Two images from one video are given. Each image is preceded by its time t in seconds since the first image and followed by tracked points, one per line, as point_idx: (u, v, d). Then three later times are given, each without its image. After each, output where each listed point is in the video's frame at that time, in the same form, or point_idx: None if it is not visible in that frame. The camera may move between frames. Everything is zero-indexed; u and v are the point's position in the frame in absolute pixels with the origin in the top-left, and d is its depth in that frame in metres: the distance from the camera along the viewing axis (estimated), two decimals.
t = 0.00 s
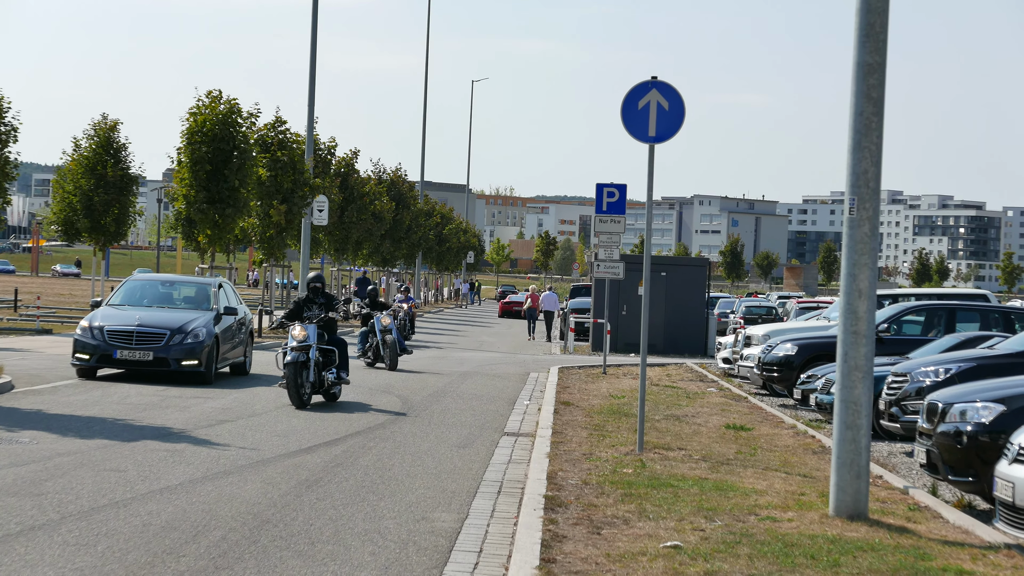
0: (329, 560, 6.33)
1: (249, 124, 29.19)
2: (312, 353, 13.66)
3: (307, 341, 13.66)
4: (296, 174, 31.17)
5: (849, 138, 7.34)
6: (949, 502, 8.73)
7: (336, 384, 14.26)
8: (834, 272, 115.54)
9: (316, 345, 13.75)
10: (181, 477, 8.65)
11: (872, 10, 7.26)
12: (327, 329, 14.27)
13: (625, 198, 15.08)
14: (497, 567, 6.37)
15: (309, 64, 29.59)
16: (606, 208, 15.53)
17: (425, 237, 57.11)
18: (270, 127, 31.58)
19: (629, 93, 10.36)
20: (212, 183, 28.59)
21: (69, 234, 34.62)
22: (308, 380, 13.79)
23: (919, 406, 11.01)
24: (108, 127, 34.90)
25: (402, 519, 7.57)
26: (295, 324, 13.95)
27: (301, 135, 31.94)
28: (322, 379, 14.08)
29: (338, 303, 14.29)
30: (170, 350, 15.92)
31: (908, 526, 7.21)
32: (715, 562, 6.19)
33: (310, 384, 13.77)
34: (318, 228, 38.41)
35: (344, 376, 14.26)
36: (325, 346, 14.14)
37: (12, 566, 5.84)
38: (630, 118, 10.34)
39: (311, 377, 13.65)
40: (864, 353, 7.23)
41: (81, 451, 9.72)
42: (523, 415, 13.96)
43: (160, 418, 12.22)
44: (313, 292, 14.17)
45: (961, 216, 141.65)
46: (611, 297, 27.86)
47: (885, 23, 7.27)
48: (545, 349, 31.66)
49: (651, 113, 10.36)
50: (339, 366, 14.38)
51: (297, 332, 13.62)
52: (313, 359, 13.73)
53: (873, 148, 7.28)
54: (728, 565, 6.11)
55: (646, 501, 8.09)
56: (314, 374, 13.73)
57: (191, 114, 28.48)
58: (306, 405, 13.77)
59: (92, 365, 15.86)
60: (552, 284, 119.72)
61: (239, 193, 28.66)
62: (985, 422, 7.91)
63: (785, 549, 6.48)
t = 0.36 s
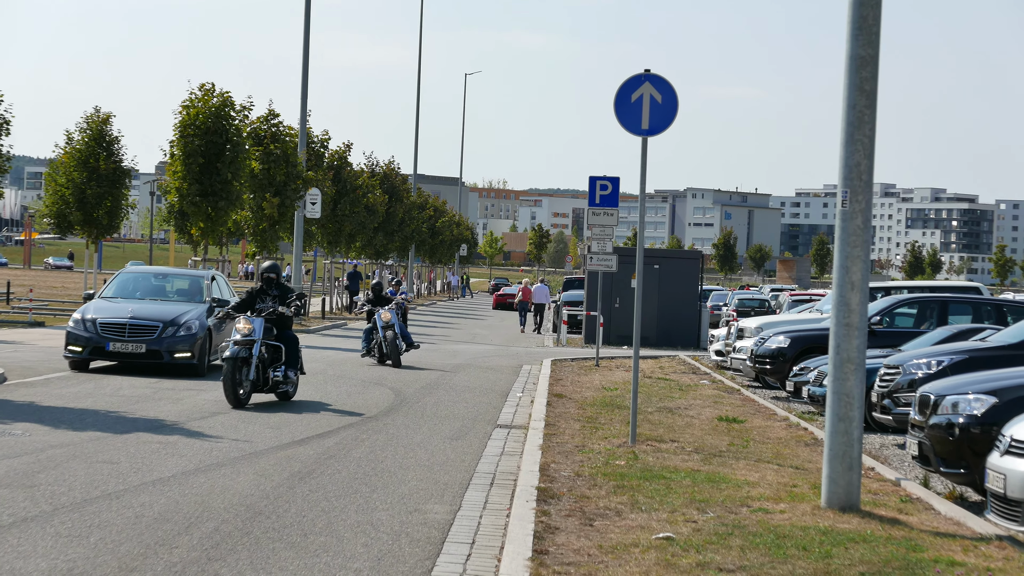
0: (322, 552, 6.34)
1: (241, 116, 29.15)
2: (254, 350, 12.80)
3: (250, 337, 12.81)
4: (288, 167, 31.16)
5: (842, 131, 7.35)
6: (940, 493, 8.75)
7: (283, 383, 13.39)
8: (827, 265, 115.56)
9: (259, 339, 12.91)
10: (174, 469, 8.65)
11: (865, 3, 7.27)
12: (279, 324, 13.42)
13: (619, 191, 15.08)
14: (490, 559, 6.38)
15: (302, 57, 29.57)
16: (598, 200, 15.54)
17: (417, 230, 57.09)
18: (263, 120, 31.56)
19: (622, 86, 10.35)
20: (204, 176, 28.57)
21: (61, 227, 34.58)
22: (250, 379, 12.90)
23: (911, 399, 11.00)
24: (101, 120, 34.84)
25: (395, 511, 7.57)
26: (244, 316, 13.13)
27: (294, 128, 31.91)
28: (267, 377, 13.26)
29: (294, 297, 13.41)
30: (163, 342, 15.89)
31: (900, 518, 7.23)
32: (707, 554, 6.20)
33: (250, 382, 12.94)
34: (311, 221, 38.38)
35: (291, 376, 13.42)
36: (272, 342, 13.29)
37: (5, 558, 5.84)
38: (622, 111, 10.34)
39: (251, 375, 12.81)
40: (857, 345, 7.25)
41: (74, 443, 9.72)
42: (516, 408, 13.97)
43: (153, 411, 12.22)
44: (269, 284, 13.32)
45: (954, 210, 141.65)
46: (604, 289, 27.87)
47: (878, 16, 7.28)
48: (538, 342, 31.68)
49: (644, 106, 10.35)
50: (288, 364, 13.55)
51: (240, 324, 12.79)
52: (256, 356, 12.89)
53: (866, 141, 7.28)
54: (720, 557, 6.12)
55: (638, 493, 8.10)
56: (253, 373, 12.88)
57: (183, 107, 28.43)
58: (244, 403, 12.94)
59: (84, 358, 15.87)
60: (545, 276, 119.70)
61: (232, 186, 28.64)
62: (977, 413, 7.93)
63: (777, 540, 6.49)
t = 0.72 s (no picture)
0: (327, 549, 6.35)
1: (246, 112, 29.14)
2: (200, 350, 11.74)
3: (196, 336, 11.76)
4: (293, 163, 31.16)
5: (846, 128, 7.34)
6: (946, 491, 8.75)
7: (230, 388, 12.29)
8: (832, 261, 115.39)
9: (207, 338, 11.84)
10: (179, 466, 8.66)
11: None
12: (228, 323, 12.36)
13: (623, 188, 15.06)
14: (495, 556, 6.38)
15: (307, 53, 29.55)
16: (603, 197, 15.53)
17: (421, 227, 57.08)
18: (268, 116, 31.54)
19: (626, 82, 10.33)
20: (209, 172, 28.56)
21: (66, 224, 34.60)
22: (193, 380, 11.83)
23: (916, 395, 11.00)
24: (105, 116, 34.82)
25: (400, 508, 7.57)
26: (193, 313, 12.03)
27: (299, 124, 31.90)
28: (212, 381, 12.13)
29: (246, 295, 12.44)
30: (168, 338, 15.90)
31: (906, 515, 7.22)
32: (713, 552, 6.19)
33: (193, 386, 11.87)
34: (315, 217, 38.36)
35: (240, 381, 12.31)
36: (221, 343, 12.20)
37: (11, 554, 5.85)
38: (627, 107, 10.33)
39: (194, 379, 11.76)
40: (862, 342, 7.24)
41: (79, 440, 9.73)
42: (522, 404, 13.97)
43: (159, 407, 12.23)
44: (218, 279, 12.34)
45: (959, 206, 141.43)
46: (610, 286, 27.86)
47: (881, 12, 7.27)
48: (544, 338, 31.68)
49: (648, 102, 10.35)
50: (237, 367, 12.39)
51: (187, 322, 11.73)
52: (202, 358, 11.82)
53: (870, 137, 7.27)
54: (725, 555, 6.11)
55: (644, 491, 8.09)
56: (197, 376, 11.82)
57: (188, 103, 28.42)
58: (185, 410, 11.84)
59: (90, 354, 15.88)
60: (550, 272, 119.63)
61: (236, 181, 28.64)
62: (983, 411, 7.92)
63: (783, 538, 6.49)
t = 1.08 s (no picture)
0: (330, 556, 6.34)
1: (250, 120, 29.16)
2: (134, 363, 10.67)
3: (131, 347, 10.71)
4: (297, 170, 31.19)
5: (849, 134, 7.34)
6: (949, 497, 8.74)
7: (167, 404, 11.20)
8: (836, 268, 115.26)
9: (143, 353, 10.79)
10: (181, 473, 8.66)
11: (872, 5, 7.26)
12: (167, 334, 11.31)
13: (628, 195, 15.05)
14: (497, 562, 6.37)
15: (311, 60, 29.58)
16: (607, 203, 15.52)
17: (425, 234, 57.09)
18: (272, 123, 31.56)
19: (629, 89, 10.35)
20: (213, 179, 28.58)
21: (70, 231, 34.64)
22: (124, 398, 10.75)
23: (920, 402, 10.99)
24: (110, 124, 34.85)
25: (403, 515, 7.57)
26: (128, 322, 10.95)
27: (303, 132, 31.92)
28: (148, 397, 11.05)
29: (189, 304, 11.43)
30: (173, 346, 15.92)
31: (909, 521, 7.21)
32: (715, 558, 6.19)
33: (125, 402, 10.80)
34: (319, 224, 38.38)
35: (178, 397, 11.24)
36: (158, 355, 11.12)
37: (13, 562, 5.85)
38: (630, 114, 10.33)
39: (126, 395, 10.70)
40: (864, 349, 7.24)
41: (82, 447, 9.73)
42: (525, 411, 13.97)
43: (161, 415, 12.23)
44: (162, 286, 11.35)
45: (963, 212, 141.30)
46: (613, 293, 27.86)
47: (885, 19, 7.27)
48: (548, 345, 31.66)
49: (651, 109, 10.35)
50: (176, 383, 11.30)
51: (121, 333, 10.68)
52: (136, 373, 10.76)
53: (873, 143, 7.27)
54: (728, 561, 6.10)
55: (646, 497, 8.09)
56: (129, 393, 10.74)
57: (192, 111, 28.45)
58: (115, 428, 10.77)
59: (93, 362, 15.87)
60: (554, 279, 119.67)
61: (240, 189, 28.66)
62: (985, 417, 7.91)
63: (785, 544, 6.48)
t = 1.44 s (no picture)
0: (326, 559, 6.34)
1: (245, 122, 29.15)
2: (51, 372, 9.65)
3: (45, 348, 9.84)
4: (292, 173, 31.19)
5: (843, 134, 7.34)
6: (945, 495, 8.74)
7: (88, 420, 10.09)
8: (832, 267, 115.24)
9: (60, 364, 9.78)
10: (178, 477, 8.65)
11: (865, 5, 7.26)
12: (88, 342, 10.28)
13: (623, 196, 15.05)
14: (494, 564, 6.38)
15: (305, 62, 29.58)
16: (602, 204, 15.52)
17: (422, 235, 57.14)
18: (266, 126, 31.58)
19: (624, 90, 10.35)
20: (208, 182, 28.57)
21: (66, 234, 34.65)
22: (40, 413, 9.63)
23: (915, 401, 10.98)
24: (104, 127, 34.82)
25: (399, 518, 7.56)
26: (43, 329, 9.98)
27: (297, 134, 31.92)
28: (65, 412, 9.92)
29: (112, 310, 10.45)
30: (168, 350, 15.90)
31: (905, 521, 7.21)
32: (712, 558, 6.19)
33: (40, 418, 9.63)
34: (314, 226, 38.37)
35: (99, 412, 10.11)
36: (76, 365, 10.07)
37: (8, 567, 5.84)
38: (624, 114, 10.34)
39: (40, 410, 9.55)
40: (859, 348, 7.24)
41: (77, 452, 9.71)
42: (520, 412, 13.95)
43: (157, 418, 12.22)
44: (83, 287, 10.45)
45: (959, 211, 141.37)
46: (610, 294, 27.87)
47: (878, 18, 7.27)
48: (544, 346, 31.68)
49: (645, 110, 10.35)
50: (97, 396, 10.20)
51: (37, 341, 9.75)
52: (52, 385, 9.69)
53: (867, 143, 7.27)
54: (725, 562, 6.10)
55: (643, 498, 8.08)
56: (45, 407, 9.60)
57: (187, 113, 28.44)
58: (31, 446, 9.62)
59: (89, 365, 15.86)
60: (550, 280, 119.65)
61: (235, 192, 28.65)
62: (981, 416, 7.92)
63: (781, 544, 6.48)
